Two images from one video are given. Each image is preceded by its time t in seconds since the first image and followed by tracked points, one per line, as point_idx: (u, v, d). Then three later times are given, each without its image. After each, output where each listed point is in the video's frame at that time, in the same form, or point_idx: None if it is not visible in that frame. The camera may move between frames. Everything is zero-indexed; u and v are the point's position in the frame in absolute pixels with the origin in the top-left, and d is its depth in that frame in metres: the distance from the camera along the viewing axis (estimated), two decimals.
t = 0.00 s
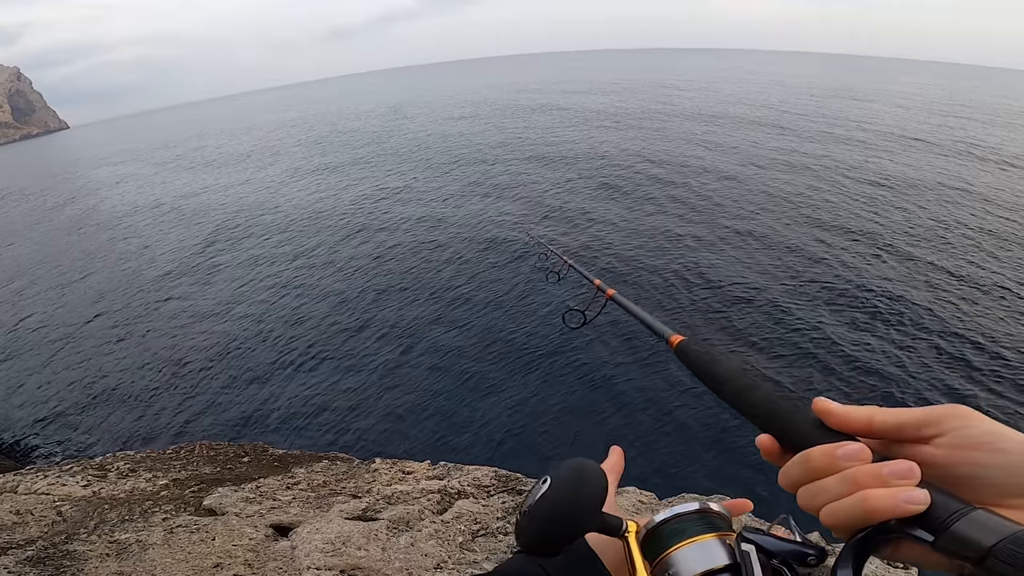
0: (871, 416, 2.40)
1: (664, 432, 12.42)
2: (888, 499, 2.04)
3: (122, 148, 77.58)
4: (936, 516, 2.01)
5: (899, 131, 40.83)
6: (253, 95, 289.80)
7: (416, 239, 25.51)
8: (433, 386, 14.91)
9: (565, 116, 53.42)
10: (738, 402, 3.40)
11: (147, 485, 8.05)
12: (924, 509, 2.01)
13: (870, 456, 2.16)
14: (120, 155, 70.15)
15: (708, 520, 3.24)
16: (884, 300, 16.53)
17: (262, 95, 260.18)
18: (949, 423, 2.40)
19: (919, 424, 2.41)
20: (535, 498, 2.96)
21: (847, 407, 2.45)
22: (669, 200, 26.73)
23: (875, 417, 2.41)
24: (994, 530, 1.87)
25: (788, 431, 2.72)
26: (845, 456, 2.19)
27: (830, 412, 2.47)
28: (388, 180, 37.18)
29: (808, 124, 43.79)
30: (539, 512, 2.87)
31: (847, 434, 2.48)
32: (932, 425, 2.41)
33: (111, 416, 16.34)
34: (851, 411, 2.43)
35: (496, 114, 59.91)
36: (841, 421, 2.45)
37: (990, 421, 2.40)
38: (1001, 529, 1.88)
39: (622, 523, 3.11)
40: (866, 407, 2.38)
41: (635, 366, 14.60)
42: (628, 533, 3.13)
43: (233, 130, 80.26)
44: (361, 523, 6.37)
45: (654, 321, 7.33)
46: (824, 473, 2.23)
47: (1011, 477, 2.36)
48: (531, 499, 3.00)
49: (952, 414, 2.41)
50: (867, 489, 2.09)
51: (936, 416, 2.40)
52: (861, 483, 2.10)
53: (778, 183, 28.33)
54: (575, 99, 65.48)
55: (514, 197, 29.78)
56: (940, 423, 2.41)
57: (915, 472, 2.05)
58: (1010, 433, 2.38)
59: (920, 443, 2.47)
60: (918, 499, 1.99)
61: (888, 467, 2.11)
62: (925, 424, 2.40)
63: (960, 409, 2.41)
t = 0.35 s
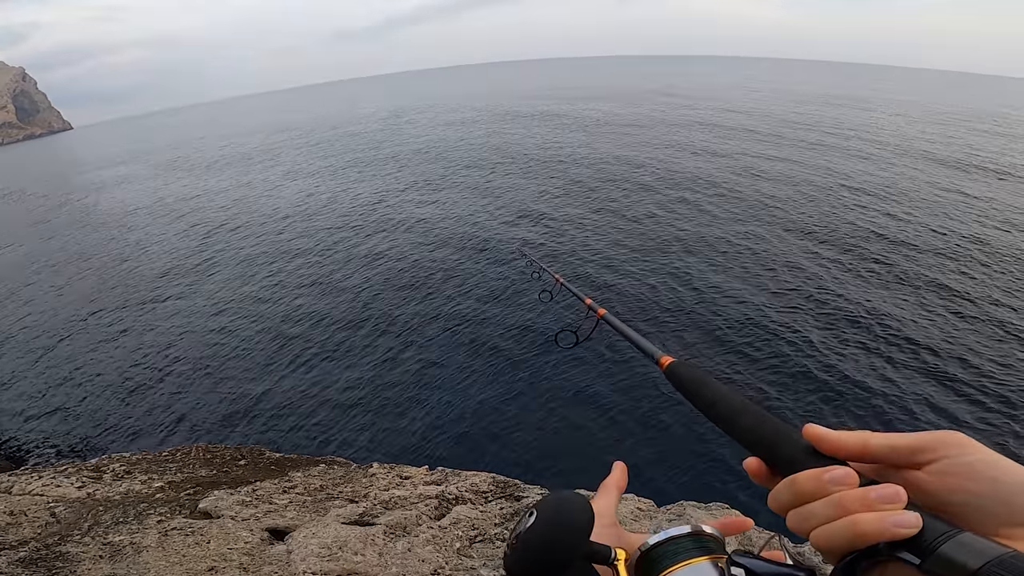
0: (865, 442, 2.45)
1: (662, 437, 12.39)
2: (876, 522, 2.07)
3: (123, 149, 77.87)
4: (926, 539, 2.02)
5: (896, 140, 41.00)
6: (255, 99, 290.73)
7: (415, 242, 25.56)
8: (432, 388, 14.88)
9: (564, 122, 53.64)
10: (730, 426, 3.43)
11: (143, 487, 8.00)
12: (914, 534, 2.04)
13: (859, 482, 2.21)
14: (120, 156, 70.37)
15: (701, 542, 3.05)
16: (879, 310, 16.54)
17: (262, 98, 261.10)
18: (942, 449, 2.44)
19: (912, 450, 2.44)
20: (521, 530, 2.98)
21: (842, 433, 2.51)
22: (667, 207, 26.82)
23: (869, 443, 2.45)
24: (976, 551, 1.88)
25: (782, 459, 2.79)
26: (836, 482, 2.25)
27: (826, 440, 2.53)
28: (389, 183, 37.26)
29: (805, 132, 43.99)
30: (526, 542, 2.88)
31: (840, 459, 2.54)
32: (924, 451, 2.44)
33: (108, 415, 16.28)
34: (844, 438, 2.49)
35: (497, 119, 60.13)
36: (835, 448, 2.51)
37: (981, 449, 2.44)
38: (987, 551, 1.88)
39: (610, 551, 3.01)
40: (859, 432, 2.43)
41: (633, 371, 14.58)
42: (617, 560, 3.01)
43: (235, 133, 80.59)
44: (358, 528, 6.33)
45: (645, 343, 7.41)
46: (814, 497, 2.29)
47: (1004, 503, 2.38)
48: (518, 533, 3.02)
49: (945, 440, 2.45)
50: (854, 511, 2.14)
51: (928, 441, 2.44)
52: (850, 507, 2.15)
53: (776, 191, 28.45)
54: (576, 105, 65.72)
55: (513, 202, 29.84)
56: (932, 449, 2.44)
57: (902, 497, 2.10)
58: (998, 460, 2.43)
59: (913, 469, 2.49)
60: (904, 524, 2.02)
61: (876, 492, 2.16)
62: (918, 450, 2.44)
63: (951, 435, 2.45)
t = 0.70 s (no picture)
0: (846, 469, 2.40)
1: (660, 442, 12.36)
2: (872, 551, 2.14)
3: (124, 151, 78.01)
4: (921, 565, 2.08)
5: (894, 150, 41.13)
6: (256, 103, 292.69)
7: (414, 246, 25.56)
8: (429, 391, 14.83)
9: (564, 128, 53.80)
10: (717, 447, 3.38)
11: (137, 489, 7.96)
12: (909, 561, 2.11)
13: (852, 509, 2.27)
14: (121, 157, 70.48)
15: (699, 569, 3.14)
16: (874, 320, 16.54)
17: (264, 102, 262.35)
18: (925, 479, 2.52)
19: (896, 483, 2.50)
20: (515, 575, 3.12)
21: (822, 463, 2.40)
22: (665, 214, 26.85)
23: (851, 473, 2.42)
24: None
25: (771, 484, 2.78)
26: (831, 508, 2.29)
27: (807, 472, 2.43)
28: (388, 187, 37.31)
29: (803, 141, 44.12)
30: None
31: (823, 489, 2.45)
32: (908, 483, 2.51)
33: (102, 416, 16.20)
34: (825, 468, 2.39)
35: (497, 124, 60.25)
36: (815, 479, 2.42)
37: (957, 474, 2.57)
38: None
39: None
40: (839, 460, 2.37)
41: (630, 377, 14.55)
42: None
43: (235, 135, 80.78)
44: (354, 531, 6.29)
45: (631, 363, 7.48)
46: (809, 525, 2.33)
47: (987, 525, 2.56)
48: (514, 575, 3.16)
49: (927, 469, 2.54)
50: (850, 540, 2.20)
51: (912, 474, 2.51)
52: (845, 536, 2.20)
53: (773, 199, 28.52)
54: (576, 112, 65.90)
55: (513, 208, 29.88)
56: (915, 480, 2.51)
57: (895, 524, 2.17)
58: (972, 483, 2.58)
59: (895, 498, 2.55)
60: (901, 551, 2.10)
61: (869, 519, 2.22)
62: (903, 482, 2.50)
63: (932, 463, 2.55)
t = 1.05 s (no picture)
0: (840, 473, 2.45)
1: (661, 446, 12.31)
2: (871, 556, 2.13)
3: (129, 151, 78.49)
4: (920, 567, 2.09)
5: (896, 157, 41.11)
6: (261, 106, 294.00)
7: (416, 248, 25.61)
8: (430, 392, 14.82)
9: (566, 133, 53.94)
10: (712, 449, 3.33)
11: (137, 488, 7.95)
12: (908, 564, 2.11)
13: (851, 515, 2.26)
14: (126, 158, 70.97)
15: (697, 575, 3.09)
16: (875, 327, 16.49)
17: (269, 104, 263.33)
18: (923, 484, 2.49)
19: (893, 486, 2.48)
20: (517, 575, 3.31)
21: (818, 470, 2.44)
22: (667, 219, 26.87)
23: (845, 477, 2.46)
24: None
25: (771, 492, 2.75)
26: (831, 515, 2.28)
27: (804, 479, 2.45)
28: (391, 190, 37.32)
29: (806, 147, 44.15)
30: None
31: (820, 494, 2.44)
32: (904, 486, 2.49)
33: (105, 414, 16.21)
34: (821, 475, 2.44)
35: (500, 129, 60.32)
36: (813, 487, 2.44)
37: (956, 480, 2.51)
38: None
39: None
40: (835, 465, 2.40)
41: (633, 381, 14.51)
42: None
43: (241, 137, 81.27)
44: (354, 533, 6.27)
45: (619, 369, 7.64)
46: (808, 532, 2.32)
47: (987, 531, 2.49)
48: None
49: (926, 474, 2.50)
50: (849, 546, 2.19)
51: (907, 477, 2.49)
52: (843, 542, 2.19)
53: (775, 205, 28.53)
54: (579, 117, 65.96)
55: (516, 211, 29.90)
56: (912, 484, 2.49)
57: (893, 529, 2.16)
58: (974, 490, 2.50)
59: (893, 502, 2.54)
60: (899, 556, 2.09)
61: (867, 524, 2.22)
62: (898, 486, 2.48)
63: (930, 469, 2.50)
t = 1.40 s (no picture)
0: (837, 485, 2.44)
1: (665, 448, 12.30)
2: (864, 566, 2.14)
3: (141, 149, 79.37)
4: None
5: (905, 161, 40.87)
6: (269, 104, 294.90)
7: (422, 248, 25.64)
8: (435, 391, 14.86)
9: (573, 134, 53.93)
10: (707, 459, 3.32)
11: (142, 484, 8.01)
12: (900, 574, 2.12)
13: (845, 527, 2.24)
14: (137, 155, 71.64)
15: None
16: (880, 331, 16.38)
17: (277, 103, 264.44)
18: (915, 496, 2.46)
19: (886, 498, 2.46)
20: None
21: (815, 484, 2.44)
22: (673, 221, 26.81)
23: (843, 489, 2.45)
24: None
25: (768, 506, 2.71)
26: (825, 527, 2.26)
27: (803, 493, 2.44)
28: (398, 189, 37.43)
29: (813, 151, 43.96)
30: None
31: (814, 507, 2.44)
32: (898, 498, 2.47)
33: (112, 409, 16.36)
34: (819, 489, 2.42)
35: (507, 129, 60.47)
36: (809, 500, 2.44)
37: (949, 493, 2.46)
38: None
39: None
40: (829, 477, 2.41)
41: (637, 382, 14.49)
42: None
43: (249, 135, 81.80)
44: (356, 530, 6.29)
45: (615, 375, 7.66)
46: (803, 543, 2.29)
47: (981, 545, 2.35)
48: None
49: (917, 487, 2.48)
50: (843, 560, 2.18)
51: (899, 489, 2.46)
52: (837, 556, 2.18)
53: (782, 208, 28.40)
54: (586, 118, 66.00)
55: (522, 211, 29.94)
56: (903, 495, 2.47)
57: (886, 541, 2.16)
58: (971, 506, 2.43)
59: (887, 515, 2.51)
60: (892, 570, 2.09)
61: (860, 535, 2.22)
62: (892, 497, 2.46)
63: (922, 481, 2.49)
